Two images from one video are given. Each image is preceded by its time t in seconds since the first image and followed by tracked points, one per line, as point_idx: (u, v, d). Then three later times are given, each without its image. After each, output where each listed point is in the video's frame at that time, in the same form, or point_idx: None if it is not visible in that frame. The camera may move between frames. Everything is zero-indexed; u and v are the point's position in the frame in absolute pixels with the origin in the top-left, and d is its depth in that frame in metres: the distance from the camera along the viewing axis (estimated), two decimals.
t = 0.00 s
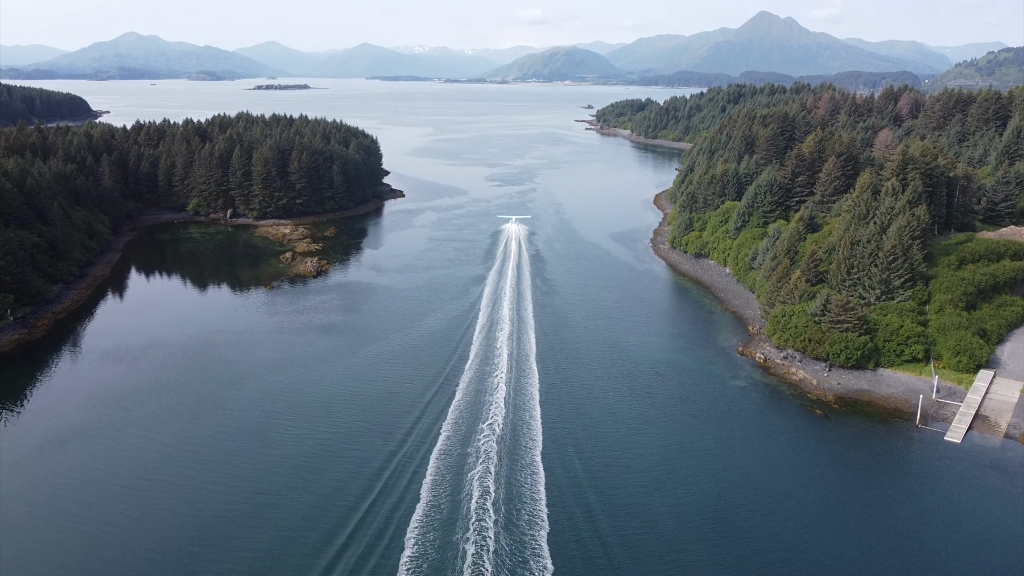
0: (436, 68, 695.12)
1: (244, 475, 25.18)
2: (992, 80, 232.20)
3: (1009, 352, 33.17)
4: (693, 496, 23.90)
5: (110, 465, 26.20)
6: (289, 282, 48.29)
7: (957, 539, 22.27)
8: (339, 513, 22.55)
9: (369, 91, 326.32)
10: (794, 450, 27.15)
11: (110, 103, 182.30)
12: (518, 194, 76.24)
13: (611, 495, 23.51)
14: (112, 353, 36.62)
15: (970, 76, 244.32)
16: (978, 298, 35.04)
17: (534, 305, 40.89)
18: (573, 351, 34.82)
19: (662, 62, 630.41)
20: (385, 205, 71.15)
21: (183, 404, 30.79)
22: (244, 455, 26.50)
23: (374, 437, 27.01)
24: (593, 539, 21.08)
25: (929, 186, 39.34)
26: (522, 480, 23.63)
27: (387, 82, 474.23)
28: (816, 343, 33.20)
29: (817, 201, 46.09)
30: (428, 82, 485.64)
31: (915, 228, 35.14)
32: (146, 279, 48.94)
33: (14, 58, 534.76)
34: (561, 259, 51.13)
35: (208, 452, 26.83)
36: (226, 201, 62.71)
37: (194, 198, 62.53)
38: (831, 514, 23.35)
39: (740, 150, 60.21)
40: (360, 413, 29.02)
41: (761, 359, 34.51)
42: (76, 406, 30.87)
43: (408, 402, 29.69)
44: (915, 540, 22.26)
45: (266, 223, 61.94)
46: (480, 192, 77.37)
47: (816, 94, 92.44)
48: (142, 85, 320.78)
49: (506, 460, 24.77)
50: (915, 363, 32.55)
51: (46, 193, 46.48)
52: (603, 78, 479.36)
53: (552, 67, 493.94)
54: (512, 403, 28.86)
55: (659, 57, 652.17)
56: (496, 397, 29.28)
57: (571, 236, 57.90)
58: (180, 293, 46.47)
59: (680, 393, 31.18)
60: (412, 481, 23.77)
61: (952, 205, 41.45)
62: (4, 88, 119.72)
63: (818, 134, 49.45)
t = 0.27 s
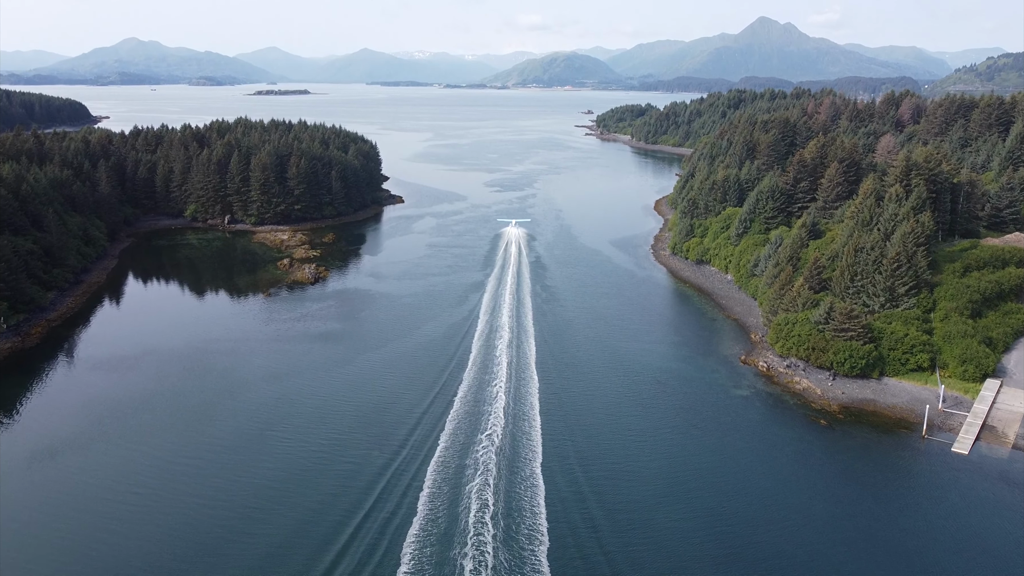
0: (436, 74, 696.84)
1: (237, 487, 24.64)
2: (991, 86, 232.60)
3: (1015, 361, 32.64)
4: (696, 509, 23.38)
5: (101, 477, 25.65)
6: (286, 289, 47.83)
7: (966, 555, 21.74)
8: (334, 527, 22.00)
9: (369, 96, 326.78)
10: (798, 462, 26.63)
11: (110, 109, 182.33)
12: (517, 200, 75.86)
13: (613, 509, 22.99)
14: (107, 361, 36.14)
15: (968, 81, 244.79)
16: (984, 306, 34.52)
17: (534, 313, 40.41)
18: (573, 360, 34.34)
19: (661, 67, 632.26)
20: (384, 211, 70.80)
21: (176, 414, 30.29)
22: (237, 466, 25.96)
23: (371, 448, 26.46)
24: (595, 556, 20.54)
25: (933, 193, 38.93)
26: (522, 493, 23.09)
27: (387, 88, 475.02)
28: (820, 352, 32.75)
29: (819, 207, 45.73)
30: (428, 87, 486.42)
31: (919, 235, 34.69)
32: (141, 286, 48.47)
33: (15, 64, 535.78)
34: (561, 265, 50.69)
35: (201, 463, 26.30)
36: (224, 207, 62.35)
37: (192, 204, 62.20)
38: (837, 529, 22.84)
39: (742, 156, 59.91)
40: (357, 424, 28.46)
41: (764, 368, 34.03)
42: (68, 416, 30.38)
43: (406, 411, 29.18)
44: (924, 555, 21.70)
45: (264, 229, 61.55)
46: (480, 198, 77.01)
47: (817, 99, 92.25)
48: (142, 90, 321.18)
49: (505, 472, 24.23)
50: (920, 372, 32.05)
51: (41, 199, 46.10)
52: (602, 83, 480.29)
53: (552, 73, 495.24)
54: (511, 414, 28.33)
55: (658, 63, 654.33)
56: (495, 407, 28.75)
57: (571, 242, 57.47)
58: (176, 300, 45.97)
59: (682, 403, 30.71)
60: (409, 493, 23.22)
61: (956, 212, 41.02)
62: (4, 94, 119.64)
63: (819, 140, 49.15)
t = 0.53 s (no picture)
0: (436, 79, 698.18)
1: (231, 499, 24.14)
2: (991, 91, 232.68)
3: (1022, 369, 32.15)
4: (699, 523, 22.88)
5: (92, 490, 25.13)
6: (283, 296, 47.37)
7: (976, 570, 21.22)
8: (328, 541, 21.50)
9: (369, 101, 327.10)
10: (803, 473, 26.11)
11: (110, 113, 182.14)
12: (517, 205, 75.48)
13: (614, 522, 22.50)
14: (101, 369, 35.68)
15: (968, 86, 244.93)
16: (990, 313, 34.02)
17: (534, 320, 39.95)
18: (573, 368, 33.86)
19: (661, 72, 633.53)
20: (383, 217, 70.41)
21: (170, 423, 29.80)
22: (231, 477, 25.45)
23: (368, 459, 25.96)
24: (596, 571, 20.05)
25: (937, 198, 38.53)
26: (521, 506, 22.60)
27: (388, 93, 475.47)
28: (824, 360, 32.27)
29: (821, 213, 45.34)
30: (428, 92, 486.96)
31: (924, 241, 34.25)
32: (137, 292, 48.00)
33: (16, 69, 536.84)
34: (561, 271, 50.24)
35: (194, 475, 25.80)
36: (222, 213, 61.97)
37: (190, 209, 61.81)
38: (843, 542, 22.33)
39: (743, 162, 59.57)
40: (353, 434, 27.95)
41: (767, 376, 33.56)
42: (60, 425, 29.90)
43: (403, 421, 28.68)
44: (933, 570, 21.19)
45: (262, 235, 61.14)
46: (479, 203, 76.63)
47: (818, 104, 92.02)
48: (142, 95, 321.42)
49: (504, 484, 23.72)
50: (926, 381, 31.57)
51: (36, 205, 45.71)
52: (602, 88, 481.00)
53: (552, 78, 495.98)
54: (510, 424, 27.84)
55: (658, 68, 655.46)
56: (494, 416, 28.26)
57: (571, 248, 57.06)
58: (172, 307, 45.52)
59: (684, 412, 30.23)
60: (406, 506, 22.73)
61: (960, 218, 40.59)
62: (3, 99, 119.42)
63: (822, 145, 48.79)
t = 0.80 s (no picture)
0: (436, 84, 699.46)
1: (224, 512, 23.61)
2: (990, 96, 232.83)
3: None
4: (702, 537, 22.36)
5: (83, 502, 24.57)
6: (281, 302, 46.89)
7: None
8: (322, 556, 20.95)
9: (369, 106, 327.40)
10: (807, 485, 25.60)
11: (109, 118, 182.04)
12: (517, 211, 75.08)
13: (615, 535, 21.99)
14: (94, 378, 35.18)
15: (968, 91, 245.15)
16: (997, 321, 33.49)
17: (533, 327, 39.47)
18: (574, 377, 33.35)
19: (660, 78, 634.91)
20: (382, 222, 70.01)
21: (163, 434, 29.26)
22: (224, 489, 24.92)
23: (364, 471, 25.42)
24: None
25: (941, 204, 38.10)
26: (520, 519, 22.07)
27: (387, 98, 476.03)
28: (828, 369, 31.79)
29: (824, 219, 44.92)
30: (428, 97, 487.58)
31: (928, 248, 33.80)
32: (132, 299, 47.51)
33: (17, 74, 538.08)
34: (561, 278, 49.78)
35: (186, 487, 25.27)
36: (219, 219, 61.57)
37: (187, 215, 61.40)
38: (850, 557, 21.82)
39: (744, 167, 59.20)
40: (350, 444, 27.42)
41: (770, 385, 33.07)
42: (51, 435, 29.37)
43: (400, 431, 28.15)
44: None
45: (260, 241, 60.71)
46: (479, 209, 76.24)
47: (819, 109, 91.75)
48: (142, 100, 321.62)
49: (503, 497, 23.20)
50: (932, 390, 31.07)
51: (31, 210, 45.28)
52: (602, 93, 481.66)
53: (552, 83, 496.75)
54: (509, 435, 27.32)
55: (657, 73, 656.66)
56: (493, 427, 27.75)
57: (571, 254, 56.62)
58: (168, 313, 45.04)
59: (686, 422, 29.72)
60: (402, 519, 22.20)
61: (965, 224, 40.14)
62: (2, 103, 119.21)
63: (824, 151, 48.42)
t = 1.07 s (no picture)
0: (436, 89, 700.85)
1: (217, 524, 23.09)
2: (989, 100, 232.97)
3: None
4: (705, 551, 21.88)
5: (72, 514, 24.03)
6: (278, 309, 46.41)
7: None
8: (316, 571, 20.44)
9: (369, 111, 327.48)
10: (813, 498, 25.04)
11: (109, 123, 181.94)
12: (516, 216, 74.68)
13: (617, 550, 21.50)
14: (87, 386, 34.67)
15: (967, 96, 245.36)
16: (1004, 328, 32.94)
17: (533, 335, 38.98)
18: (574, 386, 32.86)
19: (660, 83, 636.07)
20: (380, 228, 69.62)
21: (155, 444, 28.74)
22: (217, 501, 24.40)
23: (359, 482, 24.88)
24: None
25: (946, 210, 37.68)
26: (519, 533, 21.55)
27: (387, 103, 476.67)
28: (832, 378, 31.30)
29: (826, 225, 44.51)
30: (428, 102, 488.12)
31: (933, 255, 33.33)
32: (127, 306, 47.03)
33: (18, 80, 538.88)
34: (561, 284, 49.33)
35: (179, 499, 24.75)
36: (217, 224, 61.17)
37: (184, 221, 60.99)
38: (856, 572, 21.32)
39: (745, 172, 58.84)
40: (345, 455, 26.88)
41: (773, 395, 32.58)
42: (41, 446, 28.82)
43: (397, 442, 27.61)
44: None
45: (257, 247, 60.30)
46: (478, 214, 75.86)
47: (820, 114, 91.47)
48: (143, 104, 321.90)
49: (501, 511, 22.64)
50: (937, 400, 30.59)
51: (25, 216, 44.86)
52: (602, 98, 482.32)
53: (552, 89, 497.66)
54: (508, 445, 26.81)
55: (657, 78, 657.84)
56: (491, 437, 27.23)
57: (571, 260, 56.18)
58: (162, 320, 44.55)
59: (688, 432, 29.23)
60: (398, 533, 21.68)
61: (969, 230, 39.70)
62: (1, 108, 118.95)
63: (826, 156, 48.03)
